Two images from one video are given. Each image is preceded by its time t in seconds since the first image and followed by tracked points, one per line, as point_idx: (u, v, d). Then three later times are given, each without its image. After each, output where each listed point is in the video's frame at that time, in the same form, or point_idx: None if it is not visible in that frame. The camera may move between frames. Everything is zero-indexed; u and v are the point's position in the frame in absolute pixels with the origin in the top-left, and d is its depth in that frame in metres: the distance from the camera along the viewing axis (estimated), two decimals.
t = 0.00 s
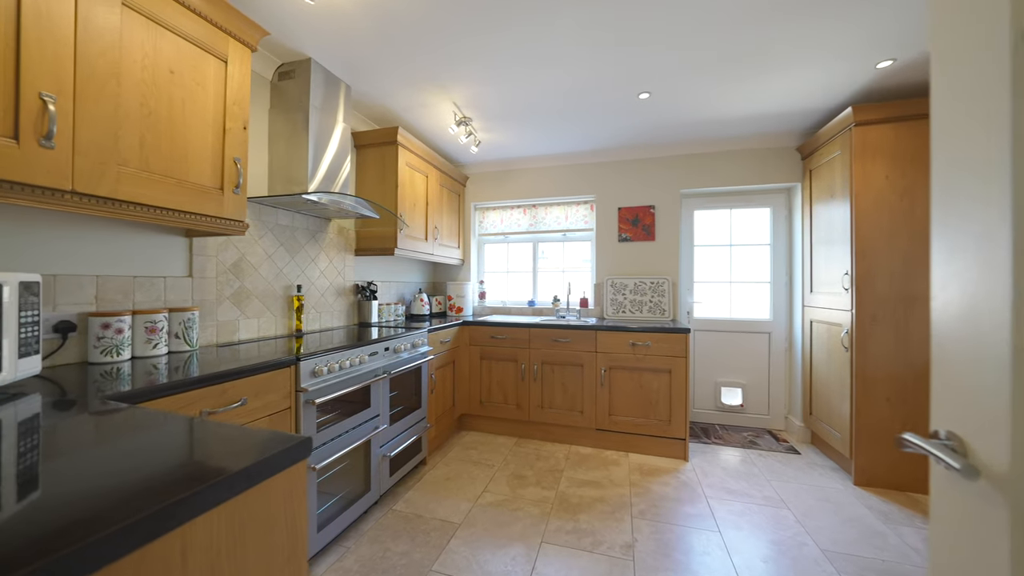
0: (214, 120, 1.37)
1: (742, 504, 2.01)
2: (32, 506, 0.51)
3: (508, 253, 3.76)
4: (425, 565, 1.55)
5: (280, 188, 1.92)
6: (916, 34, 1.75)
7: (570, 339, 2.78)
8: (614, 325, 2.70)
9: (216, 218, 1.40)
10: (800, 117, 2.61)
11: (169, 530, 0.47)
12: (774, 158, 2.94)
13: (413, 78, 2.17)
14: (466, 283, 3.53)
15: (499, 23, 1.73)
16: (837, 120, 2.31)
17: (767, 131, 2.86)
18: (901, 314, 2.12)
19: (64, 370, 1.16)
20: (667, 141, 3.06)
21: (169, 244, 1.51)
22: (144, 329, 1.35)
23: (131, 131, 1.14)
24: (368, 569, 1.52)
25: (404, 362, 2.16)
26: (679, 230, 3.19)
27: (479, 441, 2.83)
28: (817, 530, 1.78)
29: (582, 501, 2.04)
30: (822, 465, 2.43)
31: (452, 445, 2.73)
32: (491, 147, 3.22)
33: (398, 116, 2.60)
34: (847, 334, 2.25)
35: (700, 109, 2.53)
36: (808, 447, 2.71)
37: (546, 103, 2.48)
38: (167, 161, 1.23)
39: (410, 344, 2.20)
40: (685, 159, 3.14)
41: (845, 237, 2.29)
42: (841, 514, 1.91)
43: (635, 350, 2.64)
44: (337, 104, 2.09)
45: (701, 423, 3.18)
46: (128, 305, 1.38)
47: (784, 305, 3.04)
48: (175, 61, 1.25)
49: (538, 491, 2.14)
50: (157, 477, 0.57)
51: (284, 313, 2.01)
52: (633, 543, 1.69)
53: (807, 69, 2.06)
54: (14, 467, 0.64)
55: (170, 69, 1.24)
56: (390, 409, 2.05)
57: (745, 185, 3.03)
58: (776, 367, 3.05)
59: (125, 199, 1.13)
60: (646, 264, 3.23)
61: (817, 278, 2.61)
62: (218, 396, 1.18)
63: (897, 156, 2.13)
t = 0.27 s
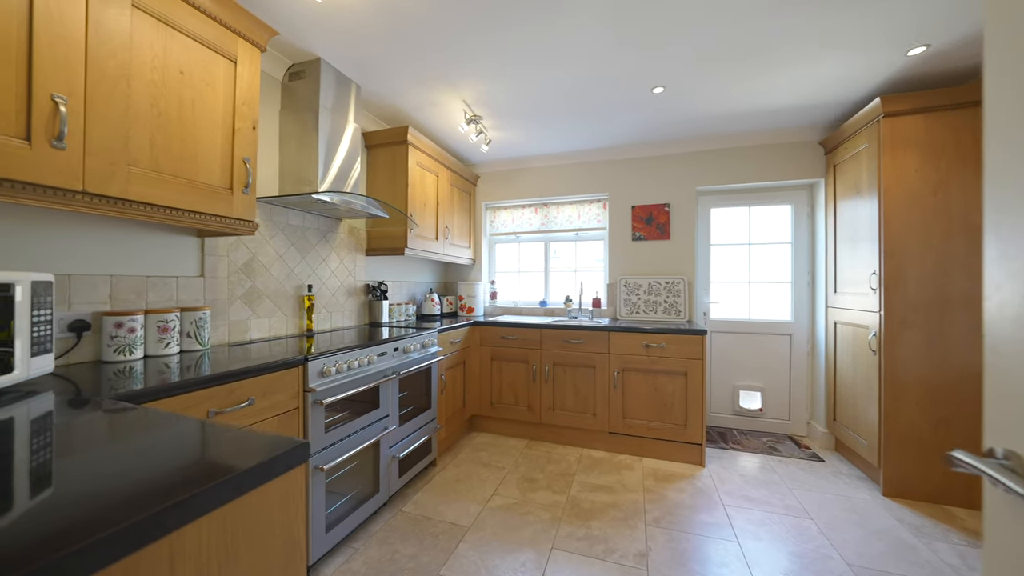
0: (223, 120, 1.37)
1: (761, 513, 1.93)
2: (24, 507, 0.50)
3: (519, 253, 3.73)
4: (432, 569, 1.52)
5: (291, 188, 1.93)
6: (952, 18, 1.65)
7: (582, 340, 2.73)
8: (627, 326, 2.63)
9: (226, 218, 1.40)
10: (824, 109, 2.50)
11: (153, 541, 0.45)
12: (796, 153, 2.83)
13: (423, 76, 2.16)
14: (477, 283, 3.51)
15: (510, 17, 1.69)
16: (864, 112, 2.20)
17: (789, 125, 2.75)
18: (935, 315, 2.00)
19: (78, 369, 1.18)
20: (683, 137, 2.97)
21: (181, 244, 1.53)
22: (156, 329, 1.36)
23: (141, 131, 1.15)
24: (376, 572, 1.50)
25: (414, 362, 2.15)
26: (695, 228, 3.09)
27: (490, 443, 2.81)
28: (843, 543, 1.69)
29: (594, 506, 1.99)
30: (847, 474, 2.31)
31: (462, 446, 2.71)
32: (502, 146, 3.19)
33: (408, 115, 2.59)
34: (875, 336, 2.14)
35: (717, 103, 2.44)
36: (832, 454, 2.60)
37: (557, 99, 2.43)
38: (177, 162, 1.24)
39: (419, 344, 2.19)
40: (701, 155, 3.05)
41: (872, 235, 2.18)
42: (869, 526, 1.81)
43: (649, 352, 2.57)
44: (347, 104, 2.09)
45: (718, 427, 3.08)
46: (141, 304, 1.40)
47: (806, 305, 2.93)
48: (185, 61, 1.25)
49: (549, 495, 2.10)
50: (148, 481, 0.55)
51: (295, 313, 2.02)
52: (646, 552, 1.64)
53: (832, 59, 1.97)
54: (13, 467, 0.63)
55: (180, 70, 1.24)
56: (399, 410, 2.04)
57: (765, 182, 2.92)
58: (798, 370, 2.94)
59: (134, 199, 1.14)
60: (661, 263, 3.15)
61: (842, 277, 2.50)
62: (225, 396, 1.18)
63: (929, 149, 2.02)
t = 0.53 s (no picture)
0: (230, 120, 1.37)
1: (779, 522, 1.86)
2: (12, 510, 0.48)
3: (529, 252, 3.69)
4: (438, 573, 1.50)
5: (299, 188, 1.93)
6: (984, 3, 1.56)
7: (592, 341, 2.68)
8: (639, 327, 2.57)
9: (233, 218, 1.40)
10: (846, 103, 2.40)
11: (134, 551, 0.43)
12: (815, 148, 2.73)
13: (431, 75, 2.14)
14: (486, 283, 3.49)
15: (517, 13, 1.66)
16: (889, 104, 2.10)
17: (808, 120, 2.65)
18: (966, 317, 1.90)
19: (88, 367, 1.19)
20: (696, 133, 2.90)
21: (191, 244, 1.54)
22: (165, 328, 1.37)
23: (148, 132, 1.15)
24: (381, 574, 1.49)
25: (421, 363, 2.13)
26: (709, 226, 3.01)
27: (498, 445, 2.78)
28: (867, 556, 1.61)
29: (604, 511, 1.94)
30: (870, 482, 2.21)
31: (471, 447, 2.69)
32: (511, 144, 3.15)
33: (417, 114, 2.58)
34: (900, 339, 2.04)
35: (733, 97, 2.37)
36: (854, 461, 2.49)
37: (567, 96, 2.39)
38: (184, 162, 1.24)
39: (427, 345, 2.17)
40: (716, 152, 2.97)
41: (898, 233, 2.08)
42: (894, 538, 1.72)
43: (661, 354, 2.51)
44: (355, 104, 2.08)
45: (733, 431, 2.99)
46: (151, 304, 1.41)
47: (826, 306, 2.82)
48: (191, 62, 1.26)
49: (558, 499, 2.06)
50: (140, 485, 0.54)
51: (304, 313, 2.02)
52: (658, 560, 1.59)
53: (854, 50, 1.88)
54: (8, 469, 0.62)
55: (186, 70, 1.24)
56: (407, 411, 2.02)
57: (783, 179, 2.83)
58: (817, 374, 2.83)
59: (141, 199, 1.14)
60: (674, 263, 3.07)
61: (865, 277, 2.39)
62: (230, 396, 1.18)
63: (960, 141, 1.91)
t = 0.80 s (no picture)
0: (235, 120, 1.37)
1: (796, 531, 1.78)
2: None
3: (538, 252, 3.66)
4: None
5: (306, 188, 1.94)
6: None
7: (602, 342, 2.62)
8: (649, 328, 2.51)
9: (237, 218, 1.40)
10: (869, 94, 2.30)
11: (110, 561, 0.41)
12: (836, 142, 2.62)
13: (438, 73, 2.12)
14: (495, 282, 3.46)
15: (523, 7, 1.62)
16: (915, 94, 2.00)
17: (828, 113, 2.55)
18: (999, 319, 1.79)
19: (95, 367, 1.20)
20: (710, 128, 2.82)
21: (199, 244, 1.55)
22: (171, 328, 1.38)
23: (152, 132, 1.15)
24: None
25: (428, 363, 2.11)
26: (723, 224, 2.93)
27: (507, 446, 2.75)
28: (891, 570, 1.53)
29: (613, 517, 1.89)
30: (895, 491, 2.11)
31: (479, 449, 2.67)
32: (519, 142, 3.12)
33: (424, 113, 2.56)
34: (928, 342, 1.94)
35: (748, 91, 2.29)
36: (876, 469, 2.39)
37: (575, 92, 2.34)
38: (188, 162, 1.24)
39: (434, 345, 2.15)
40: (730, 147, 2.88)
41: (924, 230, 1.98)
42: (921, 552, 1.63)
43: (673, 356, 2.44)
44: (362, 103, 2.08)
45: (748, 436, 2.90)
46: (158, 303, 1.42)
47: (847, 307, 2.71)
48: (195, 62, 1.26)
49: (566, 503, 2.01)
50: (123, 490, 0.52)
51: (311, 313, 2.02)
52: (668, 570, 1.53)
53: (877, 38, 1.79)
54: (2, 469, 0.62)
55: (191, 70, 1.24)
56: (413, 412, 2.01)
57: (802, 175, 2.73)
58: (838, 377, 2.72)
59: (145, 199, 1.14)
60: (686, 262, 3.00)
61: (888, 275, 2.29)
62: (232, 396, 1.17)
63: (994, 131, 1.80)
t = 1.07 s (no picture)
0: (240, 119, 1.37)
1: (820, 546, 1.68)
2: None
3: (549, 252, 3.60)
4: None
5: (314, 188, 1.94)
6: None
7: (614, 344, 2.55)
8: (663, 330, 2.43)
9: (242, 218, 1.40)
10: (899, 83, 2.17)
11: None
12: (863, 134, 2.49)
13: (445, 71, 2.09)
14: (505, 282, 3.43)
15: None
16: (951, 82, 1.87)
17: (854, 105, 2.42)
18: None
19: (103, 366, 1.21)
20: (727, 123, 2.71)
21: (206, 244, 1.56)
22: (178, 327, 1.38)
23: (157, 132, 1.15)
24: None
25: (435, 364, 2.09)
26: (741, 222, 2.82)
27: (516, 449, 2.71)
28: None
29: (624, 525, 1.83)
30: (928, 505, 1.98)
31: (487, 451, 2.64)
32: (529, 140, 3.07)
33: (433, 112, 2.54)
34: (965, 345, 1.81)
35: (767, 82, 2.19)
36: (906, 480, 2.25)
37: (585, 88, 2.28)
38: (193, 161, 1.24)
39: (441, 345, 2.13)
40: (748, 142, 2.77)
41: (960, 227, 1.85)
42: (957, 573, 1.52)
43: (687, 358, 2.36)
44: (369, 102, 2.07)
45: (767, 442, 2.79)
46: (166, 302, 1.43)
47: (874, 308, 2.57)
48: (200, 62, 1.26)
49: (575, 509, 1.96)
50: (97, 498, 0.50)
51: (319, 312, 2.02)
52: None
53: (909, 22, 1.68)
54: None
55: (195, 70, 1.24)
56: (419, 413, 1.98)
57: (825, 170, 2.60)
58: (864, 382, 2.59)
59: (150, 199, 1.14)
60: (702, 261, 2.90)
61: (920, 274, 2.16)
62: (234, 397, 1.16)
63: None
